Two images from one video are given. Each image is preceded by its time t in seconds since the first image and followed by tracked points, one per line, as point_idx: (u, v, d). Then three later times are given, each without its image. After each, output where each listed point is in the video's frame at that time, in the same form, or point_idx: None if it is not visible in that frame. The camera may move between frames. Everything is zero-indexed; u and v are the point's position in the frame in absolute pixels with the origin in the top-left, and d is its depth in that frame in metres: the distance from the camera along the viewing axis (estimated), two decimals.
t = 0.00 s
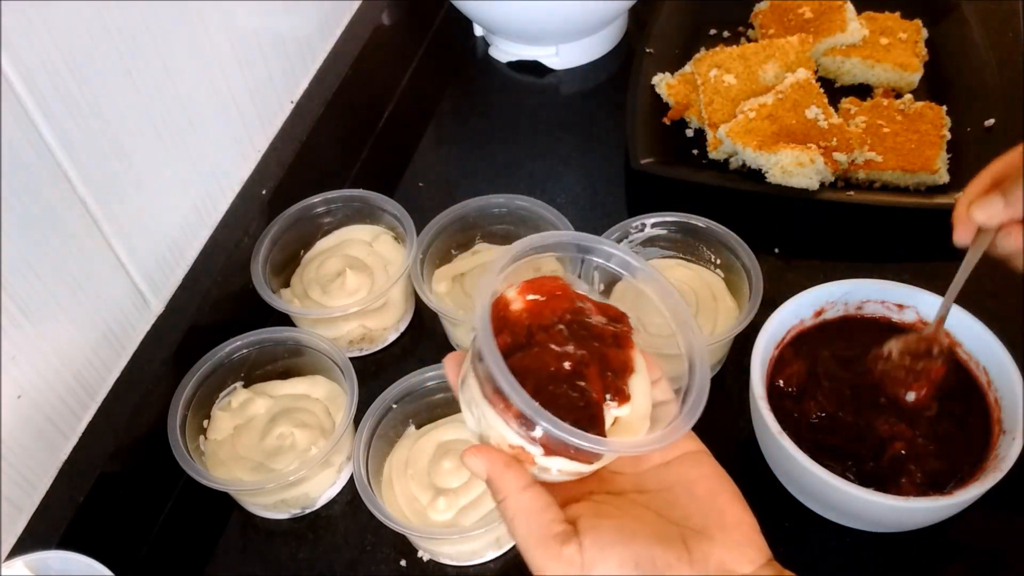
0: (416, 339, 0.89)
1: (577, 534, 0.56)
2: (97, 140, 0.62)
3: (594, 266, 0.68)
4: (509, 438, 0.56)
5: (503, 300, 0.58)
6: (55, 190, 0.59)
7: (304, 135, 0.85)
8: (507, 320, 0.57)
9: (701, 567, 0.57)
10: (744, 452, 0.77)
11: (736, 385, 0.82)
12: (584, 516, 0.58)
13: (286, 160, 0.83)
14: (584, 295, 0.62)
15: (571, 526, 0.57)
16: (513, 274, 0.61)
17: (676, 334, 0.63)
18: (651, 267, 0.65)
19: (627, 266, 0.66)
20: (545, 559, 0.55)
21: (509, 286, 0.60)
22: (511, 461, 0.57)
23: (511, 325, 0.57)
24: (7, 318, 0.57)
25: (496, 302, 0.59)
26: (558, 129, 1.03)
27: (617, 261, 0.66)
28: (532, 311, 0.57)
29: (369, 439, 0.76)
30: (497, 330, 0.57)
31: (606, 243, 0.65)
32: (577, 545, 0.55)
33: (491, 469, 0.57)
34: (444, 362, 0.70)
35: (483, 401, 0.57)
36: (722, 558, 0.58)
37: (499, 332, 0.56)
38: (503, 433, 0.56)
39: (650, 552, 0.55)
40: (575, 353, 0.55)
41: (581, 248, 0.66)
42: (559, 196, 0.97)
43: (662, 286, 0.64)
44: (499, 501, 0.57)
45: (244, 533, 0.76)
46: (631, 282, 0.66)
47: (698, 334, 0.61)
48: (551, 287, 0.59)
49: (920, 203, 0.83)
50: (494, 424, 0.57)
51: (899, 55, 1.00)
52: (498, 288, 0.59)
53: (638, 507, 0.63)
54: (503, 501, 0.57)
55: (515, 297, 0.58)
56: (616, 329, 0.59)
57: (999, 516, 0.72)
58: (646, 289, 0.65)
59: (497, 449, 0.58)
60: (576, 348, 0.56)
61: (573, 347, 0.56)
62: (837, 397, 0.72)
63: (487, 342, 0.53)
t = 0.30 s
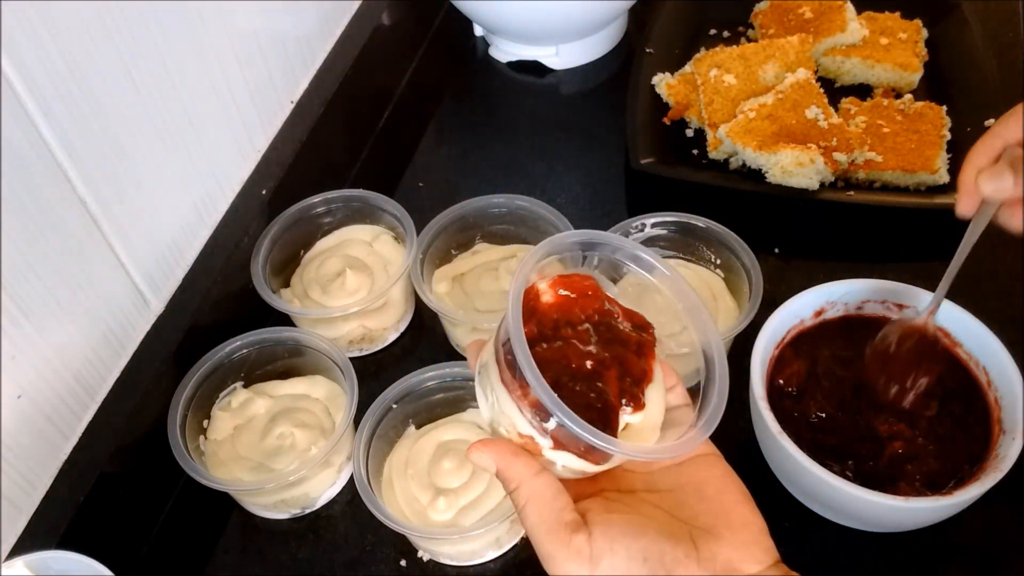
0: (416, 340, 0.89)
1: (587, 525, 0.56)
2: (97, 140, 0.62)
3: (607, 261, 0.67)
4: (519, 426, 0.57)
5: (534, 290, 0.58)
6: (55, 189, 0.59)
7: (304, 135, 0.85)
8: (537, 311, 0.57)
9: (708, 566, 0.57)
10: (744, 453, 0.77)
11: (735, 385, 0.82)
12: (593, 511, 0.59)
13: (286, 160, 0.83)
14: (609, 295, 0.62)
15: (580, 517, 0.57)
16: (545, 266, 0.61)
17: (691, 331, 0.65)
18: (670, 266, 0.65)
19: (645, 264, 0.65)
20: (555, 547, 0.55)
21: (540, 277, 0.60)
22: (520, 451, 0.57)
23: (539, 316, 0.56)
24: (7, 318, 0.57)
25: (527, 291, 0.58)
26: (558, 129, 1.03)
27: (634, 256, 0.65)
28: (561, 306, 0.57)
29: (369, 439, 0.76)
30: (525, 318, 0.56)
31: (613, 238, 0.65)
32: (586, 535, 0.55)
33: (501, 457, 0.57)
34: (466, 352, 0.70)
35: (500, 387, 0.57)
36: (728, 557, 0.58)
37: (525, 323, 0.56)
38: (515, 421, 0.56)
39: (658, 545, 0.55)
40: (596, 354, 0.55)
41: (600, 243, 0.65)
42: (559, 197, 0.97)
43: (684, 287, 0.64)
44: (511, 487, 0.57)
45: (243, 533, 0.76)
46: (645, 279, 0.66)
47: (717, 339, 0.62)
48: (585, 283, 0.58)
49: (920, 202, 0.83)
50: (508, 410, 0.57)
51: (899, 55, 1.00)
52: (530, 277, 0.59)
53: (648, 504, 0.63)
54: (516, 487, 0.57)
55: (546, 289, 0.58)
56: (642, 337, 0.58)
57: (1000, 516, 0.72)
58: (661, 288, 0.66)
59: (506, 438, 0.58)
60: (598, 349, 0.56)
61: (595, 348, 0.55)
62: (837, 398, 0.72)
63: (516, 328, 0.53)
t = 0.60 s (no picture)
0: (416, 340, 0.89)
1: (588, 528, 0.56)
2: (97, 139, 0.62)
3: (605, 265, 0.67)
4: (520, 428, 0.57)
5: (534, 293, 0.58)
6: (55, 188, 0.59)
7: (304, 135, 0.85)
8: (537, 313, 0.57)
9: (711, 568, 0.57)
10: (743, 453, 0.77)
11: (735, 385, 0.82)
12: (594, 515, 0.58)
13: (286, 160, 0.83)
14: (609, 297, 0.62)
15: (581, 521, 0.57)
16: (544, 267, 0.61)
17: (691, 332, 0.64)
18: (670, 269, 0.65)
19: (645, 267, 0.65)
20: (557, 551, 0.55)
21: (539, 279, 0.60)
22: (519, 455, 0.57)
23: (539, 319, 0.56)
24: (7, 318, 0.57)
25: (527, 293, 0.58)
26: (558, 129, 1.03)
27: (632, 258, 0.65)
28: (561, 309, 0.57)
29: (369, 439, 0.76)
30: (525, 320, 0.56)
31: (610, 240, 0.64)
32: (588, 538, 0.55)
33: (502, 462, 0.57)
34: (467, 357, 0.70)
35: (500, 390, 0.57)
36: (732, 560, 0.58)
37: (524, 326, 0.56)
38: (515, 423, 0.56)
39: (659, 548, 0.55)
40: (597, 356, 0.55)
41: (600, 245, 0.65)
42: (559, 197, 0.97)
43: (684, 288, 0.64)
44: (511, 493, 0.57)
45: (243, 533, 0.76)
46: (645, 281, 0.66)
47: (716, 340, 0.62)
48: (585, 287, 0.58)
49: (920, 203, 0.83)
50: (509, 412, 0.57)
51: (899, 55, 1.00)
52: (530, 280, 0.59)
53: (651, 509, 0.62)
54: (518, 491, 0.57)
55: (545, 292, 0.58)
56: (643, 340, 0.58)
57: (999, 516, 0.72)
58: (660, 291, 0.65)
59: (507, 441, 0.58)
60: (599, 352, 0.56)
61: (596, 350, 0.55)
62: (837, 398, 0.72)
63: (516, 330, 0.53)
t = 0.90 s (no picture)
0: (416, 340, 0.88)
1: (581, 548, 0.56)
2: (97, 140, 0.62)
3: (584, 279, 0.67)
4: (506, 450, 0.57)
5: (514, 311, 0.58)
6: (55, 189, 0.59)
7: (304, 135, 0.85)
8: (518, 331, 0.57)
9: None
10: (744, 453, 0.77)
11: (735, 385, 0.82)
12: (588, 532, 0.58)
13: (286, 160, 0.83)
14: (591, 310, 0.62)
15: (573, 541, 0.57)
16: (520, 284, 0.61)
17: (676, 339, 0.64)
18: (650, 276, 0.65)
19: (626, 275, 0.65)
20: None
21: (518, 299, 0.61)
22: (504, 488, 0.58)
23: (520, 337, 0.57)
24: (7, 318, 0.57)
25: (507, 313, 0.59)
26: (558, 129, 1.03)
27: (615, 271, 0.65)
28: (542, 326, 0.57)
29: (369, 439, 0.76)
30: (506, 341, 0.57)
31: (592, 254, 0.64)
32: (581, 559, 0.55)
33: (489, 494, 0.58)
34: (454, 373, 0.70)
35: (484, 413, 0.57)
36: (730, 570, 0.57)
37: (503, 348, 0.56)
38: (502, 445, 0.56)
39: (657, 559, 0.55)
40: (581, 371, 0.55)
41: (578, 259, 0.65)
42: (558, 197, 0.97)
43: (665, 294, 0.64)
44: (497, 526, 0.58)
45: (244, 533, 0.76)
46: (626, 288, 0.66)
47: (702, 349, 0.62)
48: (565, 302, 0.59)
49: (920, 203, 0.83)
50: (493, 434, 0.57)
51: (899, 55, 1.00)
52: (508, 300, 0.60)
53: (643, 520, 0.63)
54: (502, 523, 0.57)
55: (525, 311, 0.58)
56: (628, 350, 0.58)
57: (1000, 516, 0.72)
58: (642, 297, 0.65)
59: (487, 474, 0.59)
60: (584, 366, 0.56)
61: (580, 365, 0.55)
62: (837, 398, 0.72)
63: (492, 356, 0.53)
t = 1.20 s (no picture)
0: (416, 340, 0.88)
1: (602, 539, 0.60)
2: (98, 141, 0.62)
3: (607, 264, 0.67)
4: (526, 435, 0.61)
5: (536, 300, 0.63)
6: (56, 189, 0.59)
7: (304, 135, 0.85)
8: (538, 320, 0.62)
9: (731, 562, 0.60)
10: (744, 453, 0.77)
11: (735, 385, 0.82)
12: (611, 520, 0.62)
13: (286, 160, 0.83)
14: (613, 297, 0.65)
15: (595, 533, 0.61)
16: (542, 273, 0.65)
17: (696, 328, 0.64)
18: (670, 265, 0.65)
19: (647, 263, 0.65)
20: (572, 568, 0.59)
21: (541, 286, 0.65)
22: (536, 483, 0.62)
23: (540, 325, 0.62)
24: (7, 318, 0.57)
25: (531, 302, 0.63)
26: (558, 129, 1.03)
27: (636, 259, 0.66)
28: (561, 314, 0.62)
29: (369, 439, 0.76)
30: (529, 330, 0.61)
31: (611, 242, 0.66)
32: (602, 550, 0.59)
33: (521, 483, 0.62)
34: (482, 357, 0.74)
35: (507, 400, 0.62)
36: (752, 553, 0.61)
37: (521, 333, 0.61)
38: (524, 430, 0.60)
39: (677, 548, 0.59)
40: (598, 356, 0.60)
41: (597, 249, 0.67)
42: (558, 197, 0.97)
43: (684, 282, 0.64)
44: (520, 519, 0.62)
45: (244, 534, 0.76)
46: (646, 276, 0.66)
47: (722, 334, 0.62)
48: (585, 292, 0.64)
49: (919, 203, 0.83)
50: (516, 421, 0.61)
51: (899, 55, 1.00)
52: (530, 288, 0.64)
53: (665, 503, 0.66)
54: (524, 519, 0.61)
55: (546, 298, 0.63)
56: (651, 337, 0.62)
57: (1000, 516, 0.72)
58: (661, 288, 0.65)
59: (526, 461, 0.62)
60: (604, 353, 0.60)
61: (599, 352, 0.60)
62: (838, 398, 0.72)
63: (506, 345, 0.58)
